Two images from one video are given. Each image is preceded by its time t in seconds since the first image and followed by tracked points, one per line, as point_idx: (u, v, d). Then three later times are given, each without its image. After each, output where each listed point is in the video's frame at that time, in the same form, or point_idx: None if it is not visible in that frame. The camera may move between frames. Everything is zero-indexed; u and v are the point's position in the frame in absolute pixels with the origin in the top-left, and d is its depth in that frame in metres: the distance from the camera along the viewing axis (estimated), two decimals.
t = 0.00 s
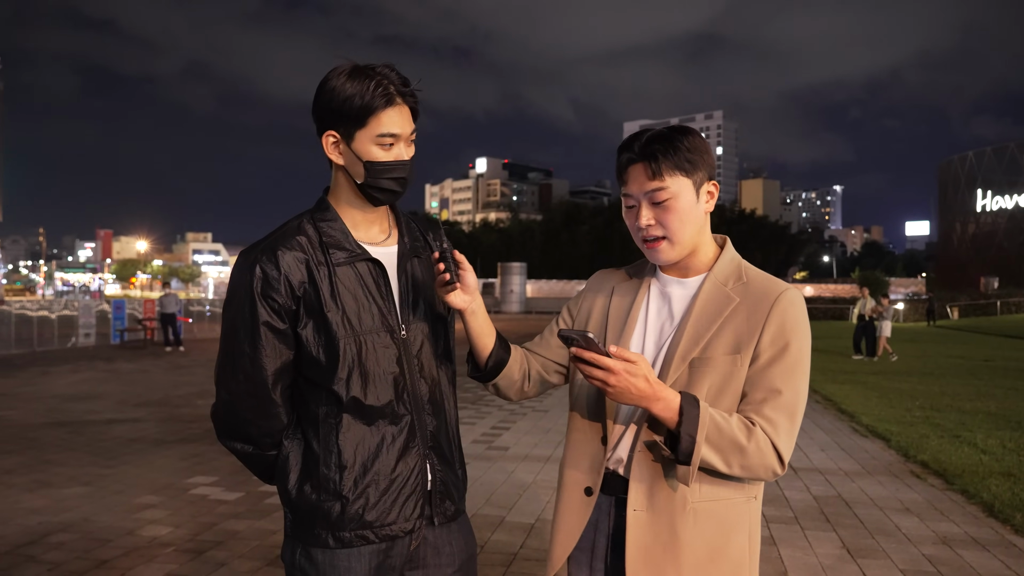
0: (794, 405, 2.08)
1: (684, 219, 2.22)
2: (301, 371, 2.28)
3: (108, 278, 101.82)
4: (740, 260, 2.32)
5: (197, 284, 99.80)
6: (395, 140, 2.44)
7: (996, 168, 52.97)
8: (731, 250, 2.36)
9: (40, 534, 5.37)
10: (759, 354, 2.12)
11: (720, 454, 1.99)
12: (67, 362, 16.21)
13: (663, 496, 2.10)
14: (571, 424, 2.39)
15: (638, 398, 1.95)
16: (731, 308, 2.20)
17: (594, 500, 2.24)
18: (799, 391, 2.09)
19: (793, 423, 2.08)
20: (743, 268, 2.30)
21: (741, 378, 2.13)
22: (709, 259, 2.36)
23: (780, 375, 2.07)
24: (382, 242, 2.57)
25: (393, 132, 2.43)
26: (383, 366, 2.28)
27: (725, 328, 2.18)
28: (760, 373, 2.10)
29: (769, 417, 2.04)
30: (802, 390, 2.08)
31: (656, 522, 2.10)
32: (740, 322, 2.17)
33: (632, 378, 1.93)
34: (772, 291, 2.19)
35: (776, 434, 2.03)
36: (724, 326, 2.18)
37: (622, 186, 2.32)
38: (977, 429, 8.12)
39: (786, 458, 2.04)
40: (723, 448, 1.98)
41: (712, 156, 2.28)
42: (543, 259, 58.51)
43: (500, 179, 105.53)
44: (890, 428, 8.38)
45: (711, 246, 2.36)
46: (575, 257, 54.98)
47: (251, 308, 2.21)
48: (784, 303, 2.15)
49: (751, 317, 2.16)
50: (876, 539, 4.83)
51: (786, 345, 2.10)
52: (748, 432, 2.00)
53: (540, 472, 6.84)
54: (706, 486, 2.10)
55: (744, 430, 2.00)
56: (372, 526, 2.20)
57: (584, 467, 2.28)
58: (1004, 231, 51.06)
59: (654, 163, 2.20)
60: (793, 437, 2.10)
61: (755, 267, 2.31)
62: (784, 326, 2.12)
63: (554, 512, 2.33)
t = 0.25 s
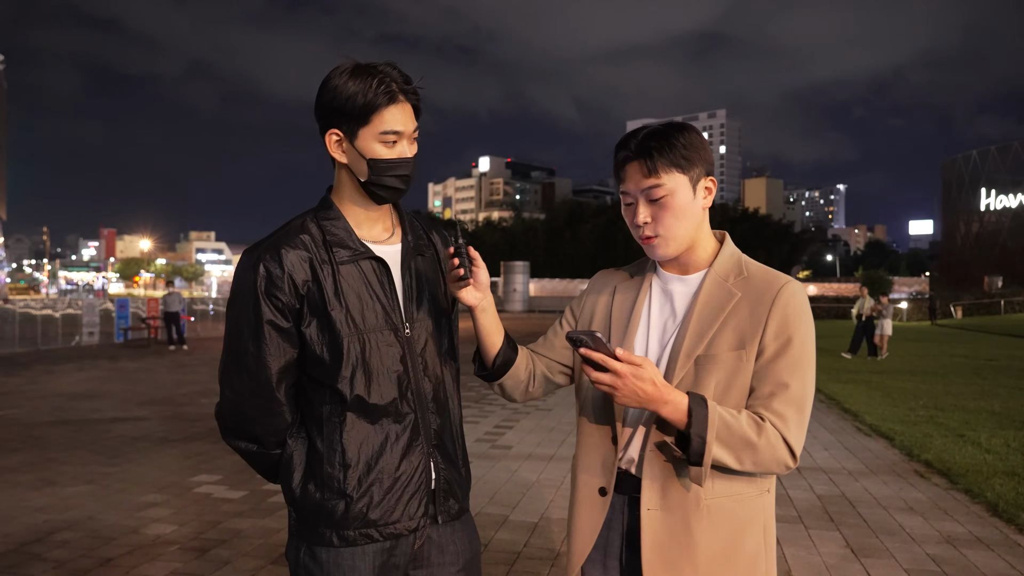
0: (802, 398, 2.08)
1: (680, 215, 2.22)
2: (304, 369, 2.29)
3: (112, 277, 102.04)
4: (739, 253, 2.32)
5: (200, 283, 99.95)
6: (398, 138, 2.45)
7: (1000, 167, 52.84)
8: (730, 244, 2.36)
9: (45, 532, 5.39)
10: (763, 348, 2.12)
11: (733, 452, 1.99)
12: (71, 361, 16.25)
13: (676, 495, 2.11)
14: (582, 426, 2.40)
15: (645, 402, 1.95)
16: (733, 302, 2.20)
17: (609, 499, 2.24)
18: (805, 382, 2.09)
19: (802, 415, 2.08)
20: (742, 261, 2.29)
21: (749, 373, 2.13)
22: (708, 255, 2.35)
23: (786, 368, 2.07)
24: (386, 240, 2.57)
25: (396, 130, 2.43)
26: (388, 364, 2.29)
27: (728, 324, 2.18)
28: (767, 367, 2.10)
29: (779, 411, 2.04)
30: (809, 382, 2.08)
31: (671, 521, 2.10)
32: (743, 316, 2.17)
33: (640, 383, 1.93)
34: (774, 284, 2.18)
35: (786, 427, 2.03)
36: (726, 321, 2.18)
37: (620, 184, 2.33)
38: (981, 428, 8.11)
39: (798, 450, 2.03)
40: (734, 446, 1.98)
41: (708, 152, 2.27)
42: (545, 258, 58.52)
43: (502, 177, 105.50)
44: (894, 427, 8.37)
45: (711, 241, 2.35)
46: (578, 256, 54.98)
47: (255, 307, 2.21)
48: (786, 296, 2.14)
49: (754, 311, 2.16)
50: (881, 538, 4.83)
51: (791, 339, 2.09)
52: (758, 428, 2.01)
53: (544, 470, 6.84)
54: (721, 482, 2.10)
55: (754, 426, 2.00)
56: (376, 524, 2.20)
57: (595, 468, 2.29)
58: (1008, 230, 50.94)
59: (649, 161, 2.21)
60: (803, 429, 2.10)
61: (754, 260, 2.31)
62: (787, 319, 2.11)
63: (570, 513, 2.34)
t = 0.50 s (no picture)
0: (822, 401, 2.08)
1: (670, 193, 2.28)
2: (309, 368, 2.29)
3: (116, 275, 102.34)
4: (743, 252, 2.32)
5: (204, 282, 100.14)
6: (403, 136, 2.45)
7: (1005, 166, 52.64)
8: (734, 243, 2.36)
9: (51, 530, 5.41)
10: (779, 353, 2.11)
11: (769, 471, 1.99)
12: (76, 359, 16.30)
13: (700, 504, 2.11)
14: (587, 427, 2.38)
15: (676, 442, 1.95)
16: (741, 303, 2.20)
17: (618, 500, 2.25)
18: (824, 383, 2.09)
19: (828, 419, 2.08)
20: (747, 260, 2.30)
21: (767, 378, 2.13)
22: (710, 253, 2.36)
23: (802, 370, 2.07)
24: (391, 240, 2.57)
25: (401, 129, 2.44)
26: (393, 363, 2.29)
27: (737, 327, 2.18)
28: (783, 372, 2.10)
29: (805, 418, 2.05)
30: (825, 383, 2.08)
31: (693, 528, 2.10)
32: (752, 318, 2.17)
33: (670, 427, 1.92)
34: (781, 284, 2.18)
35: (815, 436, 2.04)
36: (735, 324, 2.19)
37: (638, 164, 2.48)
38: (986, 427, 8.10)
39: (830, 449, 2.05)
40: (770, 465, 1.98)
41: (722, 151, 2.31)
42: (549, 257, 58.51)
43: (505, 176, 105.47)
44: (899, 426, 8.35)
45: (714, 237, 2.36)
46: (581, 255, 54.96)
47: (260, 306, 2.22)
48: (794, 296, 2.14)
49: (763, 312, 2.16)
50: (885, 538, 4.83)
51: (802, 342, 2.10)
52: (790, 442, 2.01)
53: (548, 469, 6.84)
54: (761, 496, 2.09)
55: (785, 442, 2.01)
56: (381, 524, 2.21)
57: (605, 470, 2.29)
58: (1013, 229, 50.75)
59: (658, 135, 2.34)
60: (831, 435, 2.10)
61: (759, 259, 2.31)
62: (796, 320, 2.11)
63: (577, 516, 2.34)
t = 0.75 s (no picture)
0: (829, 399, 2.08)
1: (676, 183, 2.29)
2: (315, 368, 2.30)
3: (120, 275, 102.65)
4: (749, 250, 2.32)
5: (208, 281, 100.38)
6: (409, 134, 2.46)
7: (1011, 164, 52.47)
8: (739, 240, 2.36)
9: (57, 529, 5.43)
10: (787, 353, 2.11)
11: (778, 473, 1.99)
12: (82, 359, 16.36)
13: (708, 505, 2.10)
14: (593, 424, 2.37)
15: (686, 446, 1.94)
16: (749, 303, 2.20)
17: (623, 498, 2.25)
18: (831, 383, 2.09)
19: (835, 419, 2.08)
20: (753, 258, 2.29)
21: (774, 379, 2.13)
22: (718, 251, 2.35)
23: (812, 372, 2.07)
24: (396, 238, 2.57)
25: (407, 125, 2.44)
26: (398, 362, 2.30)
27: (744, 327, 2.18)
28: (793, 373, 2.09)
29: (813, 419, 2.05)
30: (833, 382, 2.08)
31: (702, 529, 2.10)
32: (760, 319, 2.17)
33: (681, 430, 1.91)
34: (788, 284, 2.18)
35: (823, 437, 2.04)
36: (742, 324, 2.19)
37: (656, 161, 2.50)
38: (992, 427, 8.08)
39: (838, 450, 2.06)
40: (779, 467, 1.99)
41: (733, 150, 2.33)
42: (552, 256, 58.51)
43: (509, 175, 105.44)
44: (904, 425, 8.34)
45: (721, 235, 2.35)
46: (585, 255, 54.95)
47: (265, 306, 2.22)
48: (801, 296, 2.14)
49: (770, 311, 2.16)
50: (891, 537, 4.82)
51: (811, 342, 2.09)
52: (798, 444, 2.01)
53: (553, 469, 6.85)
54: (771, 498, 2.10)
55: (792, 443, 2.01)
56: (388, 523, 2.21)
57: (611, 469, 2.28)
58: (1018, 228, 50.58)
59: (671, 129, 2.36)
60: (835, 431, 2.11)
61: (765, 257, 2.31)
62: (803, 321, 2.11)
63: (580, 513, 2.34)
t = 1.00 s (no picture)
0: (819, 393, 2.06)
1: (694, 195, 2.23)
2: (321, 367, 2.30)
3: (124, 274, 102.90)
4: (758, 248, 2.31)
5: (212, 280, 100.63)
6: (413, 130, 2.46)
7: (1017, 163, 52.27)
8: (747, 239, 2.36)
9: (63, 527, 5.45)
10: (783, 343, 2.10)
11: (747, 444, 1.96)
12: (87, 357, 16.41)
13: (686, 489, 2.10)
14: (600, 421, 2.38)
15: (663, 391, 1.94)
16: (752, 298, 2.19)
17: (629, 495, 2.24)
18: (823, 380, 2.07)
19: (818, 411, 2.06)
20: (761, 257, 2.28)
21: (767, 366, 2.11)
22: (726, 249, 2.35)
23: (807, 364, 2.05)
24: (402, 236, 2.57)
25: (411, 122, 2.44)
26: (405, 360, 2.30)
27: (747, 320, 2.17)
28: (785, 361, 2.08)
29: (796, 405, 2.03)
30: (827, 376, 2.06)
31: (683, 515, 2.10)
32: (762, 312, 2.17)
33: (661, 369, 1.91)
34: (793, 279, 2.17)
35: (802, 424, 2.01)
36: (745, 317, 2.18)
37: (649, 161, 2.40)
38: (997, 426, 8.05)
39: (814, 446, 2.01)
40: (752, 440, 1.96)
41: (741, 147, 2.29)
42: (556, 255, 58.50)
43: (514, 175, 105.40)
44: (909, 425, 8.32)
45: (729, 234, 2.35)
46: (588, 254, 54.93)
47: (271, 303, 2.22)
48: (806, 290, 2.13)
49: (772, 306, 2.15)
50: (897, 537, 4.81)
51: (812, 335, 2.08)
52: (774, 422, 1.99)
53: (557, 467, 6.84)
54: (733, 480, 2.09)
55: (770, 421, 1.99)
56: (394, 522, 2.21)
57: (614, 464, 2.29)
58: None
59: (677, 134, 2.27)
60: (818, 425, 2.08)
61: (773, 256, 2.30)
62: (807, 314, 2.10)
63: (586, 510, 2.34)
